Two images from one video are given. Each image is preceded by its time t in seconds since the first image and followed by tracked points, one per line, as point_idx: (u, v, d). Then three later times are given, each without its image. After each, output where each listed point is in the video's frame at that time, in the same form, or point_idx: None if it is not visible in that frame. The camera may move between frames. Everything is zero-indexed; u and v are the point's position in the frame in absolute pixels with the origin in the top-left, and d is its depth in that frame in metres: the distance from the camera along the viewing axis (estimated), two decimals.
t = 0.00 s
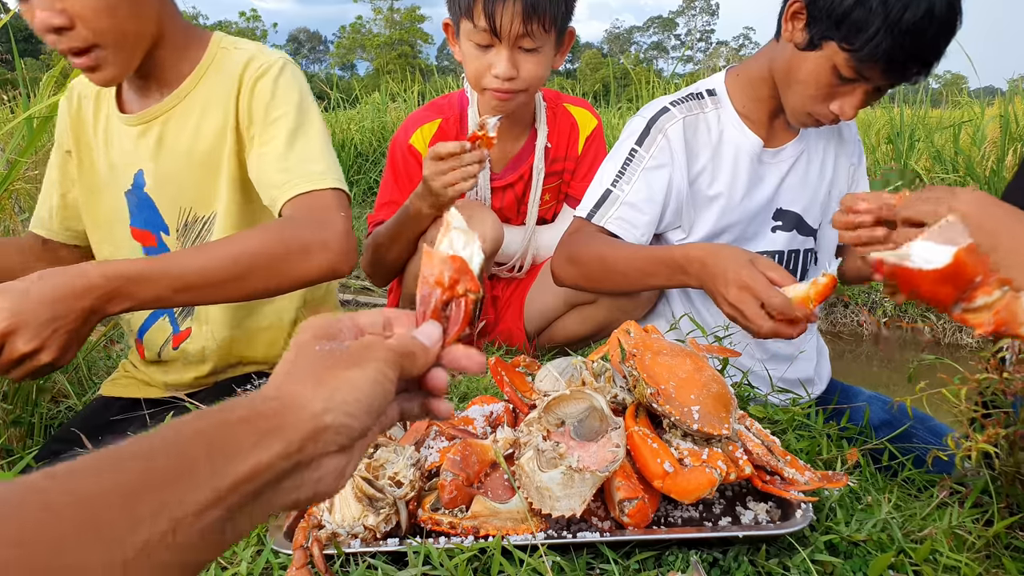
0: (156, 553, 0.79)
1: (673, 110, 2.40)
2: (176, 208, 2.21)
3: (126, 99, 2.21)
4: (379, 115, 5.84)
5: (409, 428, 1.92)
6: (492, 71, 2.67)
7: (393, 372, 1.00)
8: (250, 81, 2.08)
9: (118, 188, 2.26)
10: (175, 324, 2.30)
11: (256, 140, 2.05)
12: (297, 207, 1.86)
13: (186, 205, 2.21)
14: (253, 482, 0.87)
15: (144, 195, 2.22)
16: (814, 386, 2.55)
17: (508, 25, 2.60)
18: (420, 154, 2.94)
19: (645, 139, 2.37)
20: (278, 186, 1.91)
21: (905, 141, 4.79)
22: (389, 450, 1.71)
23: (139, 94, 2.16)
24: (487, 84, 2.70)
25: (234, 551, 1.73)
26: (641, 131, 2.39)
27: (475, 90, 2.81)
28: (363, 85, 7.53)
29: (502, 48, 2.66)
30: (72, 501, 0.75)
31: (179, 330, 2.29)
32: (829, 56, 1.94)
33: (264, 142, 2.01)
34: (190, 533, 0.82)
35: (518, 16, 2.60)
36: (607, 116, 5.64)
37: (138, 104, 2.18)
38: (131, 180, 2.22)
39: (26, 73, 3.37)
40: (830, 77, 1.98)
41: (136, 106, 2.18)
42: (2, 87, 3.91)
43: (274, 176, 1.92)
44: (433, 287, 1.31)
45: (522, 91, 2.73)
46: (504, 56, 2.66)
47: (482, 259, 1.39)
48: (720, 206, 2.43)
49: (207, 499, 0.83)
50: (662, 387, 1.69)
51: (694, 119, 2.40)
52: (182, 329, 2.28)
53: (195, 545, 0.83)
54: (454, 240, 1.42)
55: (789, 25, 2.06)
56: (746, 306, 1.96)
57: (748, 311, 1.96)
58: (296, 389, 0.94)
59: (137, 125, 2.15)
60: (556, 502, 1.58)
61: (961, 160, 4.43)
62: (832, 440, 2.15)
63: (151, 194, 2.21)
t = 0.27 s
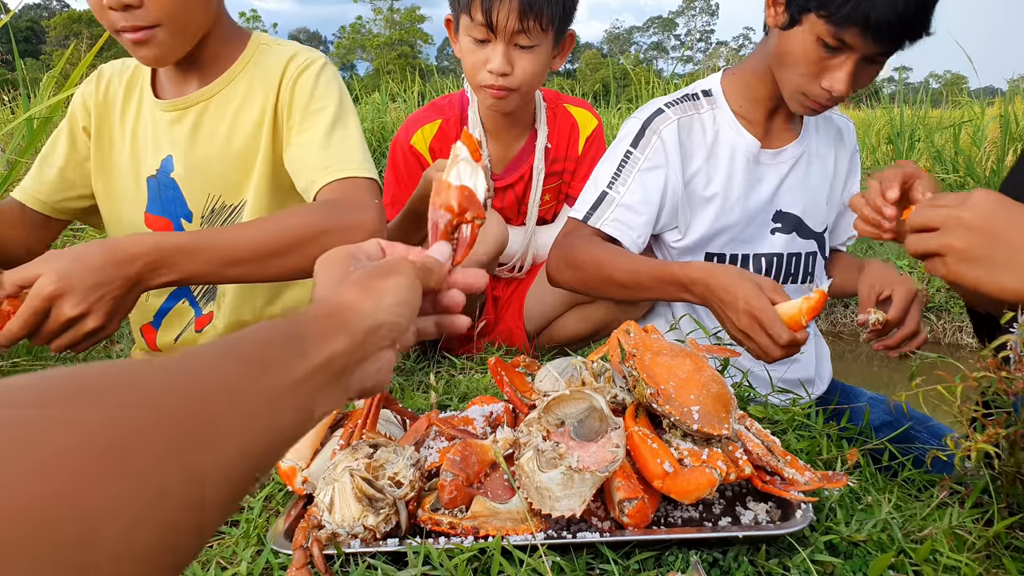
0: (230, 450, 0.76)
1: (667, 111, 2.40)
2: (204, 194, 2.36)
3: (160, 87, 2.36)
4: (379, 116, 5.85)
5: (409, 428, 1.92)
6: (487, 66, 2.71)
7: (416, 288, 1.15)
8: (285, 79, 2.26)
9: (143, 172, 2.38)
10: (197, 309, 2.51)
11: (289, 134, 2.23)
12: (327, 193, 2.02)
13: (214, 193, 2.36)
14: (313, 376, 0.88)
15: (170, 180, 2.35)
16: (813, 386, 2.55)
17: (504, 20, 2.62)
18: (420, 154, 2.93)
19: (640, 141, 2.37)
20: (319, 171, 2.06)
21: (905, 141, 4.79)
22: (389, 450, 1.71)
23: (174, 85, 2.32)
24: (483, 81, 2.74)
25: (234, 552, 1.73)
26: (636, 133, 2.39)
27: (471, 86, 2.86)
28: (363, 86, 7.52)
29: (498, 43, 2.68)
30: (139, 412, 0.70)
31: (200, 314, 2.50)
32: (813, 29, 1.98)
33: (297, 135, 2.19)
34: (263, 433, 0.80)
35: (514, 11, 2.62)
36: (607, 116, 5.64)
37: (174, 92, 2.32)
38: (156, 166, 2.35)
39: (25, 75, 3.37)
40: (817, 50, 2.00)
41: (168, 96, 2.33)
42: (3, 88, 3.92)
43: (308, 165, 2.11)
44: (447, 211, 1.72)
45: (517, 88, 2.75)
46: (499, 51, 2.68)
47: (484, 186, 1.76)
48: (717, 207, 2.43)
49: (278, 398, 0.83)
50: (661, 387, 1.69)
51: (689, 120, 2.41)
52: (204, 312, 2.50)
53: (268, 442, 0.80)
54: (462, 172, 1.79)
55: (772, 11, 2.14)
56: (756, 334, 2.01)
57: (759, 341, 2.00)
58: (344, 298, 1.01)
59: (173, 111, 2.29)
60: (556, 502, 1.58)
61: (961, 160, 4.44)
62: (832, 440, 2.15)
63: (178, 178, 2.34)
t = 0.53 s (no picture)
0: (280, 373, 0.77)
1: (663, 111, 2.42)
2: (210, 193, 2.36)
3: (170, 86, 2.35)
4: (379, 116, 5.84)
5: (409, 428, 1.92)
6: (493, 56, 2.73)
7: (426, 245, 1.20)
8: (298, 82, 2.29)
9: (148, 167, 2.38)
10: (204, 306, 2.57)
11: (300, 137, 2.26)
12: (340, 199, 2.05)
13: (220, 192, 2.37)
14: (353, 306, 0.91)
15: (176, 177, 2.35)
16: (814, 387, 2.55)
17: (508, 10, 2.66)
18: (422, 155, 2.94)
19: (637, 140, 2.38)
20: (332, 176, 2.09)
21: (905, 141, 4.79)
22: (389, 450, 1.71)
23: (185, 82, 2.33)
24: (490, 72, 2.77)
25: (234, 552, 1.73)
26: (632, 133, 2.40)
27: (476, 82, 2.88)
28: (363, 86, 7.52)
29: (503, 33, 2.72)
30: (188, 337, 0.71)
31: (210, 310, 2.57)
32: None
33: (308, 138, 2.22)
34: (311, 353, 0.81)
35: None
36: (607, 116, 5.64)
37: (183, 90, 2.33)
38: (163, 162, 2.34)
39: (25, 74, 3.36)
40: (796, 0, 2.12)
41: (176, 92, 2.33)
42: (3, 87, 3.91)
43: (319, 168, 2.14)
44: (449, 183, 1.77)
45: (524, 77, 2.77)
46: (505, 40, 2.72)
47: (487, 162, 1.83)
48: (713, 204, 2.43)
49: (323, 321, 0.85)
50: (661, 387, 1.69)
51: (684, 120, 2.43)
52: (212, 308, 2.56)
53: (319, 361, 0.82)
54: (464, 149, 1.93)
55: None
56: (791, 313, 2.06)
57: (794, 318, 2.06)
58: (366, 246, 1.05)
59: (184, 108, 2.29)
60: (556, 502, 1.58)
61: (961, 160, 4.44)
62: (832, 440, 2.15)
63: (184, 176, 2.34)
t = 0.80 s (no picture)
0: (303, 389, 0.79)
1: (661, 114, 2.44)
2: (207, 194, 2.37)
3: (165, 87, 2.35)
4: (379, 116, 5.84)
5: (409, 428, 1.92)
6: (497, 58, 2.74)
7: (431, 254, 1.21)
8: (297, 84, 2.29)
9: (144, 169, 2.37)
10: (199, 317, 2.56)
11: (299, 139, 2.26)
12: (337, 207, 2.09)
13: (218, 194, 2.37)
14: (365, 316, 0.92)
15: (173, 180, 2.35)
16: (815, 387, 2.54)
17: (510, 11, 2.67)
18: (425, 154, 2.93)
19: (636, 143, 2.39)
20: (332, 182, 2.12)
21: (905, 140, 4.79)
22: (389, 450, 1.71)
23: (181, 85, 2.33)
24: (492, 73, 2.77)
25: (234, 551, 1.73)
26: (631, 136, 2.41)
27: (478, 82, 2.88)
28: (363, 86, 7.52)
29: (506, 34, 2.72)
30: (215, 358, 0.71)
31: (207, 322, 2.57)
32: None
33: (307, 141, 2.24)
34: (330, 361, 0.83)
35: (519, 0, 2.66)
36: (607, 116, 5.64)
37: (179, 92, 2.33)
38: (160, 164, 2.34)
39: (25, 75, 3.37)
40: None
41: (172, 95, 2.33)
42: (3, 87, 3.91)
43: (319, 172, 2.16)
44: (451, 190, 1.78)
45: (528, 77, 2.77)
46: (508, 42, 2.72)
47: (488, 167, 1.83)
48: (714, 204, 2.42)
49: (338, 333, 0.86)
50: (662, 387, 1.69)
51: (684, 122, 2.44)
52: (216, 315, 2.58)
53: (337, 370, 0.84)
54: (466, 153, 1.87)
55: None
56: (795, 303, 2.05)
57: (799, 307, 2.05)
58: (373, 257, 1.06)
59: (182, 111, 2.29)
60: (556, 502, 1.58)
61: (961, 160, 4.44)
62: (832, 440, 2.15)
63: (181, 178, 2.34)
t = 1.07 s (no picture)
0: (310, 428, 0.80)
1: (668, 112, 2.46)
2: (202, 194, 2.37)
3: (154, 84, 2.33)
4: (379, 115, 5.84)
5: (409, 428, 1.91)
6: (497, 46, 2.73)
7: (433, 280, 1.20)
8: (294, 86, 2.34)
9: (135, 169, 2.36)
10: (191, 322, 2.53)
11: (297, 141, 2.30)
12: (325, 216, 2.11)
13: (213, 193, 2.38)
14: (368, 349, 0.93)
15: (167, 179, 2.34)
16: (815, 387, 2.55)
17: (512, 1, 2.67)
18: (426, 154, 2.93)
19: (642, 139, 2.41)
20: (329, 188, 2.16)
21: (905, 140, 4.79)
22: (389, 450, 1.71)
23: (171, 84, 2.32)
24: (494, 62, 2.76)
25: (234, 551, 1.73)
26: (638, 133, 2.43)
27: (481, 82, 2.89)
28: (363, 86, 7.51)
29: (507, 23, 2.72)
30: (219, 402, 0.72)
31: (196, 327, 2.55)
32: None
33: (305, 143, 2.28)
34: (335, 399, 0.84)
35: None
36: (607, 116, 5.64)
37: (171, 91, 2.32)
38: (153, 164, 2.34)
39: (26, 75, 3.37)
40: None
41: (163, 93, 2.32)
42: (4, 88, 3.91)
43: (317, 174, 2.20)
44: (446, 213, 1.78)
45: (530, 65, 2.76)
46: (510, 31, 2.71)
47: (482, 187, 1.81)
48: (718, 202, 2.43)
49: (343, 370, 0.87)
50: (662, 387, 1.69)
51: (690, 120, 2.46)
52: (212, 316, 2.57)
53: (343, 407, 0.85)
54: (460, 174, 1.83)
55: None
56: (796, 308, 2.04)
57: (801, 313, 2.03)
58: (376, 287, 1.06)
59: (177, 112, 2.30)
60: (556, 502, 1.58)
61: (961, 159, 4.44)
62: (832, 440, 2.15)
63: (176, 177, 2.34)
